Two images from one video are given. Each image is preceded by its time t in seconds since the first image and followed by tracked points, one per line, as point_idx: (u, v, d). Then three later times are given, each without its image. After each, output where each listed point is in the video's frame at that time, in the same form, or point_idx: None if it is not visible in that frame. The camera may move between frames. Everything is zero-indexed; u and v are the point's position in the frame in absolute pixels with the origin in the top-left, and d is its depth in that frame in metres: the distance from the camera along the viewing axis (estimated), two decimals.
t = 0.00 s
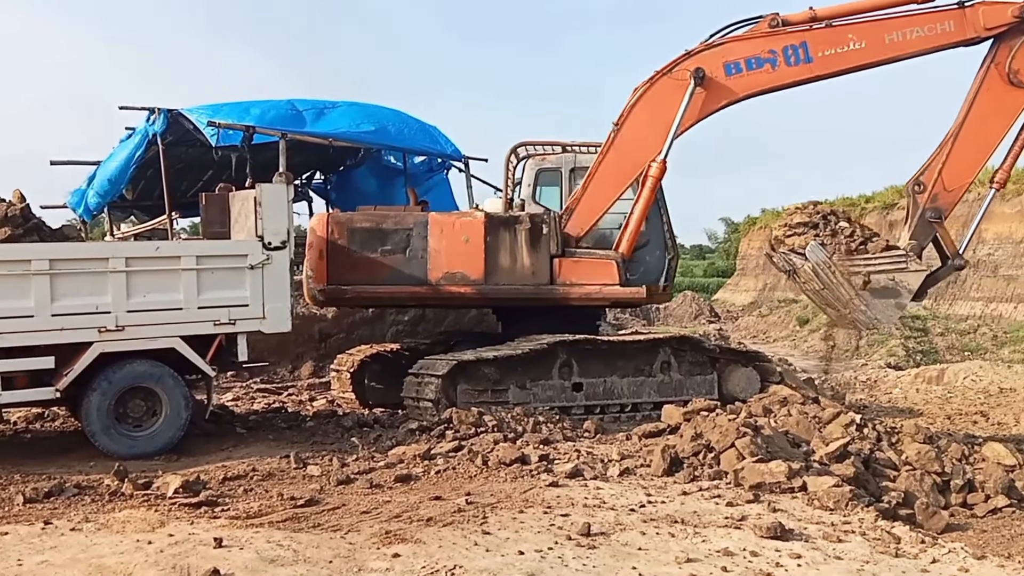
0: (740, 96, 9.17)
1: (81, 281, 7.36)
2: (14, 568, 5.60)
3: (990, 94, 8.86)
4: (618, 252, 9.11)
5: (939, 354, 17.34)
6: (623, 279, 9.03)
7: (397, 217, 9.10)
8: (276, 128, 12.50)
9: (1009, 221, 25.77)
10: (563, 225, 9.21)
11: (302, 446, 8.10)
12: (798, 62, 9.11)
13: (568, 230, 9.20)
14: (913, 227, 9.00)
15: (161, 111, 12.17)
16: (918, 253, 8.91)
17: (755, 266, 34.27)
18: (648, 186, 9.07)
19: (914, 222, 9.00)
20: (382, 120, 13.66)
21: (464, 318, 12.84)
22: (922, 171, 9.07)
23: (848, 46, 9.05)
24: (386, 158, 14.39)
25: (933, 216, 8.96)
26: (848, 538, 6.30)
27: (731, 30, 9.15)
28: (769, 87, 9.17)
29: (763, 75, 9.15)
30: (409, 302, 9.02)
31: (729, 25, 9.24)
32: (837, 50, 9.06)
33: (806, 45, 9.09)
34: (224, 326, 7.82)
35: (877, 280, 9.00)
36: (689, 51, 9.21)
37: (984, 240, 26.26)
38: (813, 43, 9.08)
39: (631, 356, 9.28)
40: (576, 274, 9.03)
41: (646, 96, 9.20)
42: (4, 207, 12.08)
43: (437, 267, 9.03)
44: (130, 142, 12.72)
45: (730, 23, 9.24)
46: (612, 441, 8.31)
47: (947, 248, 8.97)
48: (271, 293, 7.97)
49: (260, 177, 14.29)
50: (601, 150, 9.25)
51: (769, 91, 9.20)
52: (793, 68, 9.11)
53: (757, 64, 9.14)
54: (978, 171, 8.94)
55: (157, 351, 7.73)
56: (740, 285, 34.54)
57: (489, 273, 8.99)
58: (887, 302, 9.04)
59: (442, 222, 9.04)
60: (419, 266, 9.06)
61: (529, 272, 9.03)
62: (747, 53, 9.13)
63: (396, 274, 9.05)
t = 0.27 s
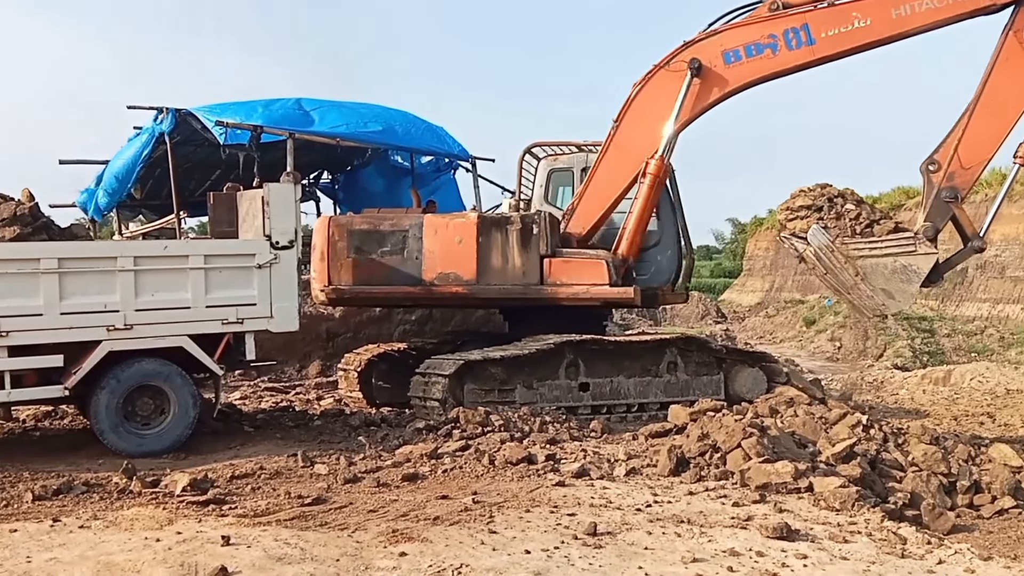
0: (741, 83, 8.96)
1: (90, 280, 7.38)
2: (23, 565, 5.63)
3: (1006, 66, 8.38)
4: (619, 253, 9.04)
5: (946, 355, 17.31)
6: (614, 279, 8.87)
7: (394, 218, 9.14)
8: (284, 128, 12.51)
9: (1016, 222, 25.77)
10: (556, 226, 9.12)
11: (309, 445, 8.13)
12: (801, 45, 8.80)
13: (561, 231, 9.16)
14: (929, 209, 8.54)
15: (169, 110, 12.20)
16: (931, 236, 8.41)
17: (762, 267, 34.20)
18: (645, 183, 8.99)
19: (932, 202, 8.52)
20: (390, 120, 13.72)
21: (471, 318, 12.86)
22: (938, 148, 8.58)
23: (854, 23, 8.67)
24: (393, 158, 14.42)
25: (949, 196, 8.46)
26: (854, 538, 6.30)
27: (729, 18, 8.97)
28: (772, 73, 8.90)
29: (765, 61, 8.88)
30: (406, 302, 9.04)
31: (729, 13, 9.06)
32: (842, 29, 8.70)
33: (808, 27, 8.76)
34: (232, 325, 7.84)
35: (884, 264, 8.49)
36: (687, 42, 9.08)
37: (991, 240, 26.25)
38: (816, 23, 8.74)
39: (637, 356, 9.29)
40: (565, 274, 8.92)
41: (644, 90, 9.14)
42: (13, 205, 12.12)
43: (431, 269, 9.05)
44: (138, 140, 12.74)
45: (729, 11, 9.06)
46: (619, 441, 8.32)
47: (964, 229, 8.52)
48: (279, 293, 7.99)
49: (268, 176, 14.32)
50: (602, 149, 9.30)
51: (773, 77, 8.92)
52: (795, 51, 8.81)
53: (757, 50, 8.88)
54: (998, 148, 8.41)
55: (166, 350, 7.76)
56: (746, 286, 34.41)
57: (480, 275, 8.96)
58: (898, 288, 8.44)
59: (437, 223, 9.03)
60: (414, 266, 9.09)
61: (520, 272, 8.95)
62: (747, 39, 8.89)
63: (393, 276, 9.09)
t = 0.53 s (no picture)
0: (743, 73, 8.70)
1: (104, 278, 7.45)
2: (37, 560, 5.69)
3: None
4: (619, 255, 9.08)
5: (958, 359, 17.27)
6: (602, 280, 8.72)
7: (398, 222, 9.37)
8: (297, 129, 12.56)
9: None
10: (548, 229, 9.05)
11: (321, 444, 8.17)
12: (800, 27, 8.42)
13: (556, 232, 9.10)
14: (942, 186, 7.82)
15: (183, 112, 12.27)
16: (940, 218, 7.77)
17: (773, 271, 34.13)
18: (645, 183, 8.99)
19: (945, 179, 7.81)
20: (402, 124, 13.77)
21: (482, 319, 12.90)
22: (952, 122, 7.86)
23: None
24: (406, 159, 14.51)
25: (962, 173, 7.75)
26: (863, 541, 6.30)
27: (725, 6, 8.73)
28: (772, 60, 8.59)
29: (763, 48, 8.59)
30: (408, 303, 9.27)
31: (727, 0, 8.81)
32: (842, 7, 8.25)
33: (806, 9, 8.38)
34: (244, 324, 7.91)
35: (888, 248, 8.11)
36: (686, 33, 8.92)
37: (1004, 245, 26.29)
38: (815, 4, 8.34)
39: (648, 358, 9.31)
40: (553, 275, 8.88)
41: (645, 87, 9.09)
42: (29, 205, 12.22)
43: (431, 271, 9.20)
44: (153, 141, 12.83)
45: None
46: (629, 442, 8.34)
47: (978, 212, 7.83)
48: (291, 292, 8.05)
49: (281, 177, 14.41)
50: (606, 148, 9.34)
51: (774, 64, 8.62)
52: (794, 35, 8.45)
53: (755, 37, 8.60)
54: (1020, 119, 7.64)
55: (179, 348, 7.82)
56: (758, 290, 34.23)
57: (477, 277, 9.05)
58: (902, 273, 8.07)
59: (436, 227, 9.18)
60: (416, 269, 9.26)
61: (512, 274, 8.97)
62: (744, 26, 8.64)
63: (396, 278, 9.32)
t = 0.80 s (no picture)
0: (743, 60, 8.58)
1: (124, 275, 7.49)
2: (57, 555, 5.73)
3: None
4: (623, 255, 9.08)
5: (978, 364, 17.15)
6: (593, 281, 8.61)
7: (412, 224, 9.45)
8: (316, 127, 12.58)
9: None
10: (545, 228, 8.99)
11: (337, 442, 8.20)
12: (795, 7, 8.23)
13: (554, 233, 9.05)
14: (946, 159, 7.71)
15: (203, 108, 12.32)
16: (939, 196, 7.61)
17: (790, 272, 33.96)
18: (645, 180, 8.99)
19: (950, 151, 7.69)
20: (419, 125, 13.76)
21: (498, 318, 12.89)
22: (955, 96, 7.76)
23: None
24: (423, 158, 14.53)
25: (965, 146, 7.59)
26: (881, 546, 6.27)
27: None
28: (771, 44, 8.42)
29: (761, 32, 8.43)
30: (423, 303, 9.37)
31: None
32: None
33: None
34: (263, 322, 7.94)
35: (879, 229, 7.96)
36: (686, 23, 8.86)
37: None
38: None
39: (665, 360, 9.29)
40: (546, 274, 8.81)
41: (646, 80, 9.09)
42: (50, 200, 12.32)
43: (442, 272, 9.27)
44: (174, 139, 12.93)
45: None
46: (645, 444, 8.33)
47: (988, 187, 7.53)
48: (309, 291, 8.08)
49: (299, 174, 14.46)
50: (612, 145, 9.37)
51: (774, 47, 8.45)
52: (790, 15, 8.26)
53: (752, 21, 8.47)
54: None
55: (197, 345, 7.87)
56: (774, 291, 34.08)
57: (481, 277, 9.06)
58: (894, 256, 7.88)
59: (446, 228, 9.25)
60: (427, 270, 9.35)
61: (511, 274, 8.94)
62: (741, 12, 8.52)
63: (411, 279, 9.44)
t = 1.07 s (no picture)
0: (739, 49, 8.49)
1: (148, 273, 7.56)
2: (80, 550, 5.79)
3: None
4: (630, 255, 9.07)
5: (1006, 367, 16.95)
6: (586, 280, 8.67)
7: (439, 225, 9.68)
8: (341, 128, 12.63)
9: None
10: (549, 227, 9.07)
11: (358, 440, 8.23)
12: None
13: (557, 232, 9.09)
14: (934, 129, 7.33)
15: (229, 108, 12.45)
16: (923, 168, 7.25)
17: (815, 273, 33.69)
18: (648, 177, 8.95)
19: (937, 123, 7.32)
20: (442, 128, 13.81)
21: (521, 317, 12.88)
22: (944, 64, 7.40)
23: None
24: (446, 158, 14.58)
25: (950, 113, 7.19)
26: (905, 550, 6.19)
27: None
28: (767, 26, 8.23)
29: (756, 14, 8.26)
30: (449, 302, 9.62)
31: None
32: None
33: None
34: (285, 320, 7.98)
35: (857, 206, 7.64)
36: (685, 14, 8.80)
37: None
38: None
39: (687, 360, 9.22)
40: (546, 272, 8.92)
41: (651, 76, 9.07)
42: (78, 199, 12.46)
43: (462, 272, 9.52)
44: (202, 140, 13.10)
45: None
46: (666, 445, 8.29)
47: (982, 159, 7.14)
48: (332, 290, 8.11)
49: (323, 173, 14.53)
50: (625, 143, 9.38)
51: (772, 29, 8.26)
52: None
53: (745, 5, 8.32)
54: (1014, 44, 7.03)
55: (220, 343, 7.92)
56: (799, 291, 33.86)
57: (492, 277, 9.22)
58: (872, 233, 7.55)
59: (467, 229, 9.48)
60: (451, 271, 9.60)
61: (516, 274, 9.09)
62: None
63: (440, 279, 9.70)
